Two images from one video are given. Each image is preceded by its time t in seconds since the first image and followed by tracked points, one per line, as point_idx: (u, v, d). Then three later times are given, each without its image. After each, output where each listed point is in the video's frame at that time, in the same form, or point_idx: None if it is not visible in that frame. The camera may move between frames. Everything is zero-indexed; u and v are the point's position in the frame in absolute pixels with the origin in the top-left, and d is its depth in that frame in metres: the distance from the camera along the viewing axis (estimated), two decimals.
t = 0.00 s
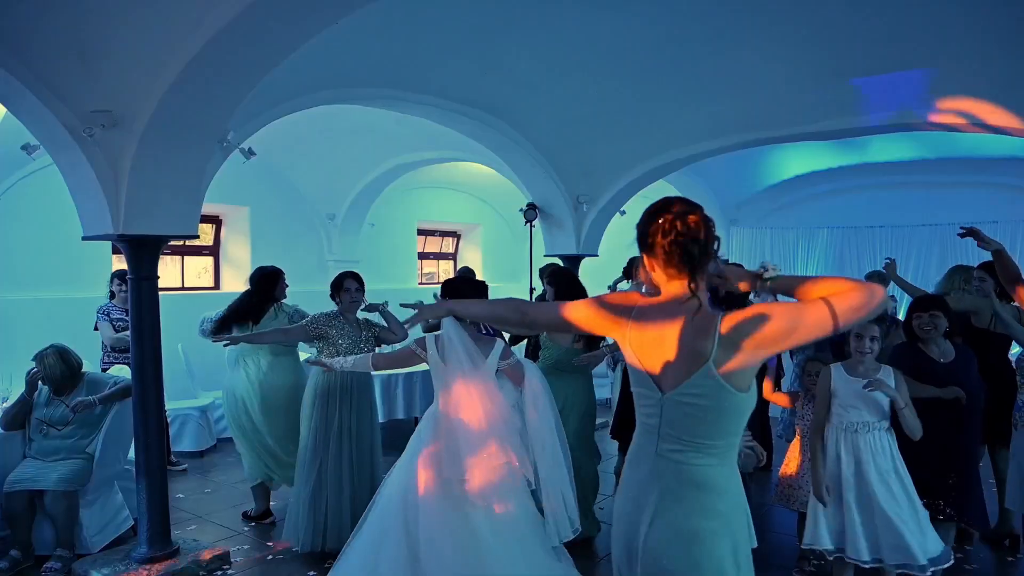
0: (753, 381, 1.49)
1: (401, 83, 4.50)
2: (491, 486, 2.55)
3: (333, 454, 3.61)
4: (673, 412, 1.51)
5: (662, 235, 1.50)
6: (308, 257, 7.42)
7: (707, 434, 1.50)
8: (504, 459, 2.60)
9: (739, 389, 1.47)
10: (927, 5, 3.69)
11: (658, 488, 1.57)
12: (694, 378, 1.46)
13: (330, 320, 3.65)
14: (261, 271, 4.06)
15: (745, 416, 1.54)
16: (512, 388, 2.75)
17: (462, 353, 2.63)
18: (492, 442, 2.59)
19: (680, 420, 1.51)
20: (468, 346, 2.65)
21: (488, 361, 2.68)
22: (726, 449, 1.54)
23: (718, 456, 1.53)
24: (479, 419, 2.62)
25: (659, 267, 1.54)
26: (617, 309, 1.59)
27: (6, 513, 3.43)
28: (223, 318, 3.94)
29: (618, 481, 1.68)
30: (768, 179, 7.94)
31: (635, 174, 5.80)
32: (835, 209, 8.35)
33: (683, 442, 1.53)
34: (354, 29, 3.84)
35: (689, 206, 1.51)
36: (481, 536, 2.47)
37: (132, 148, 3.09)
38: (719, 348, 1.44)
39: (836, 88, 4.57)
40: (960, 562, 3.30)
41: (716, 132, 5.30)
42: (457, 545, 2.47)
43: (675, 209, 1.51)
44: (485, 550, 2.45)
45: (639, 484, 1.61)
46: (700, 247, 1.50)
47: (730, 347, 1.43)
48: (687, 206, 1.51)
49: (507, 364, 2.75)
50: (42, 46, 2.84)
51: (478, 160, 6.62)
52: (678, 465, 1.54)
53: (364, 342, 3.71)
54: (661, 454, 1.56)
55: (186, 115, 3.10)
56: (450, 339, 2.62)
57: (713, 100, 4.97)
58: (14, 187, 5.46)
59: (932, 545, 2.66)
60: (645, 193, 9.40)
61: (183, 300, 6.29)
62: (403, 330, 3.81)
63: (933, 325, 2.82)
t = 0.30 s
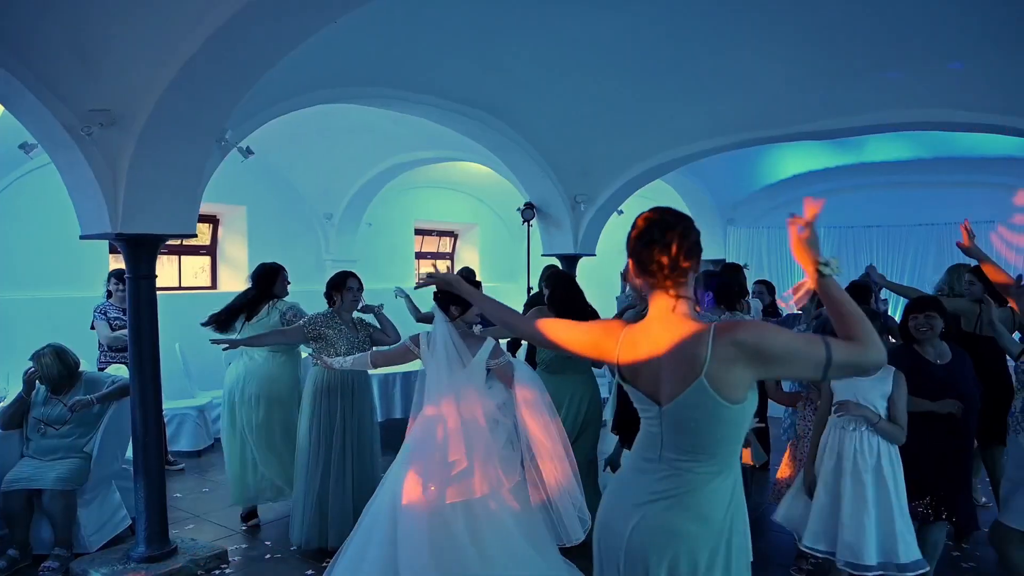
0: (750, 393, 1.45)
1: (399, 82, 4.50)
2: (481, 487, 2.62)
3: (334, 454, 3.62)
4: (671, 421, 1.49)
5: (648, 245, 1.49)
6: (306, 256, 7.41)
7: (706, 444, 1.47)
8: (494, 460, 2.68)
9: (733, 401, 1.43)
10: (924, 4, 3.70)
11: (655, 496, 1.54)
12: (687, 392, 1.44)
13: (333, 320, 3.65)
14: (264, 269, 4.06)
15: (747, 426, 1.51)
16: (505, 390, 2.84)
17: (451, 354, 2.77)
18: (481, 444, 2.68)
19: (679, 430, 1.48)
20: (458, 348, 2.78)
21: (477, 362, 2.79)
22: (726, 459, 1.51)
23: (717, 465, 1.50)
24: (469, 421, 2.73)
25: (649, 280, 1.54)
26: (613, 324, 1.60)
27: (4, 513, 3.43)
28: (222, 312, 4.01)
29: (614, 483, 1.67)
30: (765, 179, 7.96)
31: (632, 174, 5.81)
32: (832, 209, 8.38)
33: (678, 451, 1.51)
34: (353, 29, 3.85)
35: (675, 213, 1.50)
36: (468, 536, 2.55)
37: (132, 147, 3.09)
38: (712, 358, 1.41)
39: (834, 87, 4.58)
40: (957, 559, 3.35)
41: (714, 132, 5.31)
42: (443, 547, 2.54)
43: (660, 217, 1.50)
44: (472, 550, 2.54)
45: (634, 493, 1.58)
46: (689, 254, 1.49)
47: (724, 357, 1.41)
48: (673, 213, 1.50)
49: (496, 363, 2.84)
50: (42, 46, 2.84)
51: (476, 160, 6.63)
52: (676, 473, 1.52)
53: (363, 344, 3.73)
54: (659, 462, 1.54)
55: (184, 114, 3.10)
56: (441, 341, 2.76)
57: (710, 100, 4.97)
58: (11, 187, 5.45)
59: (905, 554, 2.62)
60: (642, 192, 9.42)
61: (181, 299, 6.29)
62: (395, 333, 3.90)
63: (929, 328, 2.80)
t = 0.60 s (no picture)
0: (744, 405, 1.44)
1: (399, 81, 4.50)
2: (467, 491, 2.69)
3: (336, 452, 3.62)
4: (670, 438, 1.47)
5: (633, 264, 1.52)
6: (305, 256, 7.41)
7: (704, 457, 1.46)
8: (479, 464, 2.73)
9: (729, 410, 1.42)
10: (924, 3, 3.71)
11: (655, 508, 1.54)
12: (685, 403, 1.42)
13: (330, 318, 3.64)
14: (268, 271, 4.06)
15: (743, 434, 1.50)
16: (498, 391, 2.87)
17: (446, 357, 2.82)
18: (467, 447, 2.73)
19: (679, 445, 1.46)
20: (455, 350, 2.83)
21: (471, 364, 2.82)
22: (725, 471, 1.49)
23: (715, 477, 1.49)
24: (460, 423, 2.77)
25: (632, 297, 1.54)
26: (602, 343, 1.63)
27: (4, 512, 3.43)
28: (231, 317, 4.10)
29: (609, 493, 1.66)
30: (764, 178, 7.96)
31: (632, 172, 5.80)
32: (830, 208, 8.38)
33: (674, 463, 1.50)
34: (353, 28, 3.86)
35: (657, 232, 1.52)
36: (448, 539, 2.66)
37: (133, 146, 3.08)
38: (709, 364, 1.40)
39: (833, 86, 4.57)
40: (956, 557, 3.36)
41: (713, 131, 5.31)
42: (425, 546, 2.66)
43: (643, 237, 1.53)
44: (454, 550, 2.66)
45: (635, 506, 1.57)
46: (676, 271, 1.50)
47: (720, 365, 1.40)
48: (655, 232, 1.52)
49: (491, 365, 2.85)
50: (43, 45, 2.85)
51: (475, 159, 6.64)
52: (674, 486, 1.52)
53: (364, 345, 3.76)
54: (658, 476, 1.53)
55: (184, 112, 3.09)
56: (436, 341, 2.83)
57: (710, 99, 4.98)
58: (11, 186, 5.44)
59: (876, 549, 2.64)
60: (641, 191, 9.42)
61: (180, 298, 6.29)
62: (394, 330, 3.90)
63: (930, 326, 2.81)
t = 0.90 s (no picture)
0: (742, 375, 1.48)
1: (398, 79, 4.50)
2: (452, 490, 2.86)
3: (337, 448, 3.63)
4: (680, 417, 1.48)
5: (629, 248, 1.50)
6: (305, 255, 7.41)
7: (714, 433, 1.48)
8: (468, 465, 2.89)
9: (733, 376, 1.46)
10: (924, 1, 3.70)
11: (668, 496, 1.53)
12: (693, 374, 1.44)
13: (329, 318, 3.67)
14: (271, 271, 4.05)
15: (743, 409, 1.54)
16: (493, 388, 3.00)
17: (446, 353, 2.92)
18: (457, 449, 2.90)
19: (689, 423, 1.48)
20: (455, 346, 2.93)
21: (472, 361, 2.94)
22: (731, 446, 1.52)
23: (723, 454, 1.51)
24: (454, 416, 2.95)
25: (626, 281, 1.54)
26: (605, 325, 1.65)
27: (4, 510, 3.43)
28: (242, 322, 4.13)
29: (618, 491, 1.64)
30: (764, 177, 7.96)
31: (632, 171, 5.80)
32: (830, 207, 8.38)
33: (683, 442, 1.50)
34: (353, 27, 3.86)
35: (652, 217, 1.50)
36: (433, 534, 2.82)
37: (133, 144, 3.08)
38: (712, 335, 1.43)
39: (833, 85, 4.58)
40: (958, 555, 3.35)
41: (714, 129, 5.31)
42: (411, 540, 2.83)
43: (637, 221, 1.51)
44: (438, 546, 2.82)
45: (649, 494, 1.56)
46: (677, 256, 1.49)
47: (721, 335, 1.43)
48: (654, 216, 1.51)
49: (495, 358, 2.99)
50: (42, 43, 2.85)
51: (475, 159, 6.64)
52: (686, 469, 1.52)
53: (368, 339, 3.79)
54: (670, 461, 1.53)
55: (184, 110, 3.10)
56: (434, 334, 2.93)
57: (709, 98, 4.98)
58: (10, 186, 5.44)
59: (854, 542, 2.62)
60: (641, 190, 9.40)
61: (180, 298, 6.28)
62: (394, 323, 3.93)
63: (927, 322, 2.80)
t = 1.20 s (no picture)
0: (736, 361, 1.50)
1: (398, 78, 4.50)
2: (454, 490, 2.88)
3: (340, 445, 3.65)
4: (682, 403, 1.48)
5: (630, 236, 1.53)
6: (304, 254, 7.41)
7: (716, 412, 1.50)
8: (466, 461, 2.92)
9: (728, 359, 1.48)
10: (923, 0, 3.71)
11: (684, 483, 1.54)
12: (690, 358, 1.45)
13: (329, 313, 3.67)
14: (267, 271, 4.05)
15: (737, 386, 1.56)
16: (494, 380, 2.99)
17: (447, 347, 2.93)
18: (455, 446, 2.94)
19: (688, 410, 1.49)
20: (454, 341, 2.93)
21: (474, 355, 2.93)
22: (733, 421, 1.54)
23: (727, 430, 1.53)
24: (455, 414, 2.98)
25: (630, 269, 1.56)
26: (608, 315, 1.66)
27: (4, 508, 3.43)
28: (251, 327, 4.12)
29: (637, 493, 1.64)
30: (763, 177, 7.97)
31: (632, 170, 5.81)
32: (829, 206, 8.40)
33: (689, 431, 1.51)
34: (352, 25, 3.86)
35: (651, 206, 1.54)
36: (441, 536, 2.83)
37: (133, 143, 3.09)
38: (711, 322, 1.45)
39: (832, 83, 4.58)
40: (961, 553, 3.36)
41: (713, 128, 5.32)
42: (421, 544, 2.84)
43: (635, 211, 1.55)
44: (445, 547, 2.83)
45: (667, 486, 1.57)
46: (679, 247, 1.51)
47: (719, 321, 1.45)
48: (659, 205, 1.54)
49: (498, 346, 2.95)
50: (42, 41, 2.85)
51: (474, 158, 6.64)
52: (695, 453, 1.52)
53: (369, 336, 3.78)
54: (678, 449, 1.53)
55: (183, 109, 3.10)
56: (434, 330, 2.96)
57: (709, 97, 4.98)
58: (9, 185, 5.44)
59: (853, 537, 2.64)
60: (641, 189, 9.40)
61: (179, 297, 6.28)
62: (388, 322, 3.97)
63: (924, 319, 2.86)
